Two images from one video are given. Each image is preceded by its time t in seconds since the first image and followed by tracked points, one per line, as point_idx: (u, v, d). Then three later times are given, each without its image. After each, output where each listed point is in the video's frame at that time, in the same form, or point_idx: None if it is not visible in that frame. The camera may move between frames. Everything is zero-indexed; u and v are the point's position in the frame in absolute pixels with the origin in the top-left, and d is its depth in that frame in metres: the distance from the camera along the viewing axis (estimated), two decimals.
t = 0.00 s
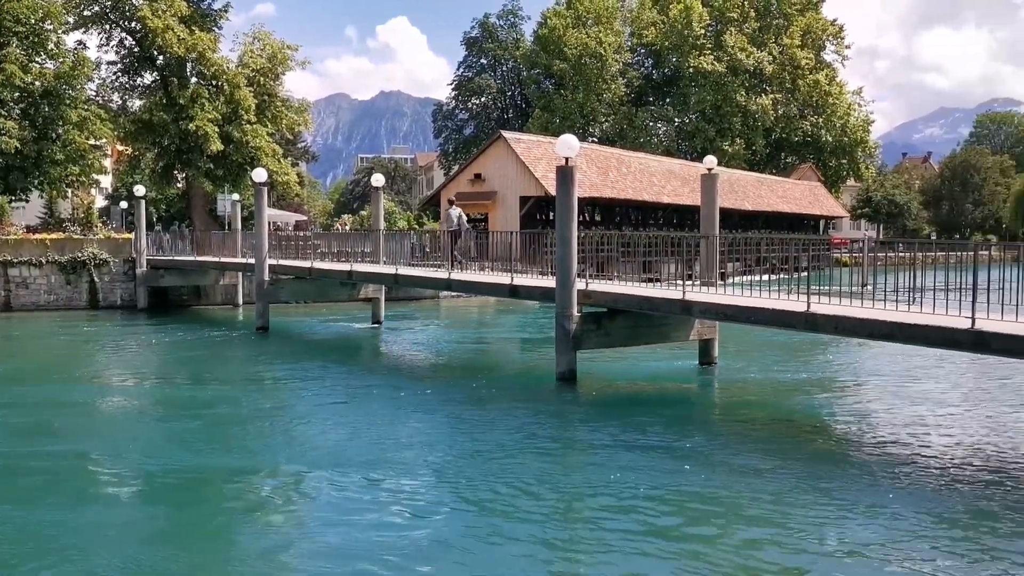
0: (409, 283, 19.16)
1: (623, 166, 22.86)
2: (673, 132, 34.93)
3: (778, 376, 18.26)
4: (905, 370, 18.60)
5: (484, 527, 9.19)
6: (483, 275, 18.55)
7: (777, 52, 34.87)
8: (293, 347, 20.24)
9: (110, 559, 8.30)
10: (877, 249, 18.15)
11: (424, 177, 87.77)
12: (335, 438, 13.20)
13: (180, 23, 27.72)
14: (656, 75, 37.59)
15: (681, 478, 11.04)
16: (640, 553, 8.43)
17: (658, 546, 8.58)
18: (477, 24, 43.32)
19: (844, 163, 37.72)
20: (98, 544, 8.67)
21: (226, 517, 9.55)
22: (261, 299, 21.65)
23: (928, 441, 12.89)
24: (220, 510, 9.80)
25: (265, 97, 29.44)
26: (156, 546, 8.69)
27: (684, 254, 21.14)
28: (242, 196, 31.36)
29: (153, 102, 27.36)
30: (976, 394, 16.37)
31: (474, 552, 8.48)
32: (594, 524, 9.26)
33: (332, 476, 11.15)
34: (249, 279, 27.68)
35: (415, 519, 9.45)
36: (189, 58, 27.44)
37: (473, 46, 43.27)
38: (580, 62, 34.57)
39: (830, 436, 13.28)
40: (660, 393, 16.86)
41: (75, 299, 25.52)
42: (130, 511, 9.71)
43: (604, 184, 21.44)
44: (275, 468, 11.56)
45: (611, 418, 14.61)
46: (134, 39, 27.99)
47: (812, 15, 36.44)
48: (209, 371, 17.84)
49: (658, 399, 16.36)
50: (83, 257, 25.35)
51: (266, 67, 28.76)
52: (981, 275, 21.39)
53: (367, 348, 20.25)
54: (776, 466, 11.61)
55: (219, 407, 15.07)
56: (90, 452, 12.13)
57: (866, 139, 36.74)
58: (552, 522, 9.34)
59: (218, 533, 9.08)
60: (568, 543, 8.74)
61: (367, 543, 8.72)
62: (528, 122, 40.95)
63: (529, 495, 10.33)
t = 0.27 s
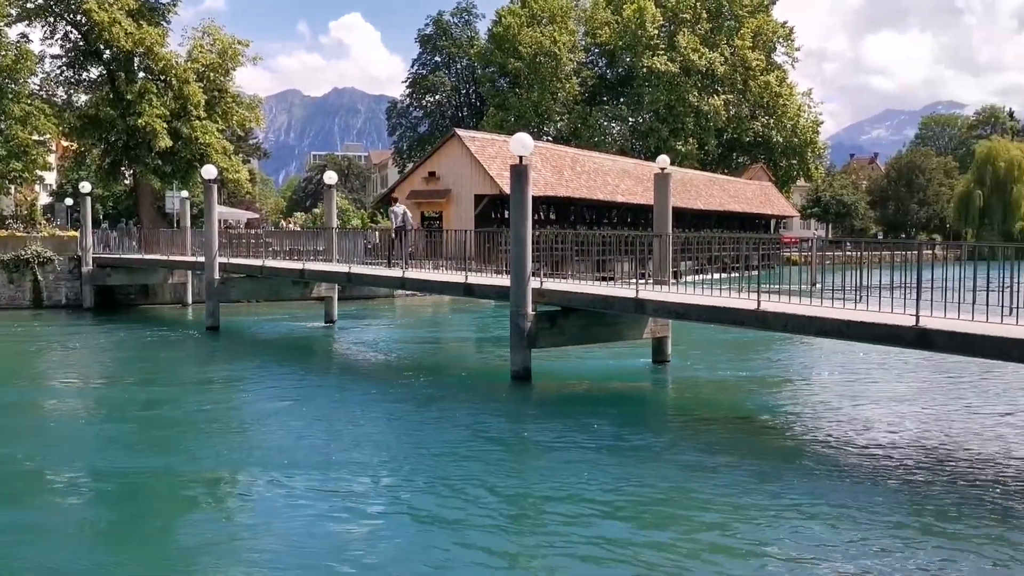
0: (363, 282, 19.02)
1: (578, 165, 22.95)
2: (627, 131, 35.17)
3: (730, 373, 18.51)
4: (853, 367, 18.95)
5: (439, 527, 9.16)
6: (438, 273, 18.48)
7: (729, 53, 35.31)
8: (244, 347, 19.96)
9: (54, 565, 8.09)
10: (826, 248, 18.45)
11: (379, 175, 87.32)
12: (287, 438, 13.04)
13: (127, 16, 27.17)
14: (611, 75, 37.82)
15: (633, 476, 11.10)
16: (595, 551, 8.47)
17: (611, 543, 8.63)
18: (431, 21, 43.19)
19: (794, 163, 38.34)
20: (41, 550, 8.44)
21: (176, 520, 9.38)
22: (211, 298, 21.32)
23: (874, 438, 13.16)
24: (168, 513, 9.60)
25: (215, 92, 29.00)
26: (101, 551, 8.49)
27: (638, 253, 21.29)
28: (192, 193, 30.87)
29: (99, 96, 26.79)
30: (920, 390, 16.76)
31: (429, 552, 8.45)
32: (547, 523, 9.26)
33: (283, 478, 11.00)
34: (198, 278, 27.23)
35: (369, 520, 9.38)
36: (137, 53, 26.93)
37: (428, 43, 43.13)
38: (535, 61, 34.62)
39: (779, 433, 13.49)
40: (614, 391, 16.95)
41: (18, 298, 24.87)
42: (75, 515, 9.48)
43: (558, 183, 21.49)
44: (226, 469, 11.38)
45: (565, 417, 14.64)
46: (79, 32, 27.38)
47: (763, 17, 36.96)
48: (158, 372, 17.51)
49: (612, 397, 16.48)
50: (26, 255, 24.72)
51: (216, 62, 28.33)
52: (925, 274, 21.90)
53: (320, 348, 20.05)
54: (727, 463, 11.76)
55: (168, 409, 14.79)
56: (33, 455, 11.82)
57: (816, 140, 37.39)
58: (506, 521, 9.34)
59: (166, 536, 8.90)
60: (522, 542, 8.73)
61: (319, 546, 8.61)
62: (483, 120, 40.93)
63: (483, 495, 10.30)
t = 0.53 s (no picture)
0: (327, 276, 18.88)
1: (544, 160, 22.96)
2: (593, 127, 35.24)
3: (695, 367, 18.65)
4: (816, 361, 19.18)
5: (404, 521, 9.10)
6: (404, 268, 18.40)
7: (693, 49, 35.59)
8: (208, 342, 19.74)
9: (12, 567, 7.91)
10: (789, 243, 18.63)
11: (344, 169, 86.93)
12: (251, 435, 12.91)
13: (85, 7, 26.72)
14: (576, 70, 37.92)
15: (599, 470, 11.13)
16: (562, 544, 8.48)
17: (577, 536, 8.63)
18: (396, 15, 43.00)
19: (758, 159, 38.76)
20: None
21: (136, 518, 9.22)
22: (173, 293, 21.05)
23: (836, 430, 13.32)
24: (131, 512, 9.44)
25: (176, 85, 28.64)
26: (60, 551, 8.32)
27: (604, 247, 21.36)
28: (152, 187, 30.47)
29: (57, 89, 26.32)
30: (881, 382, 17.02)
31: (395, 547, 8.39)
32: (515, 517, 9.25)
33: (247, 475, 10.89)
34: (160, 273, 26.87)
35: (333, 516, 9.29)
36: (96, 44, 26.51)
37: (393, 37, 42.96)
38: (501, 55, 34.60)
39: (742, 426, 13.61)
40: (581, 385, 16.99)
41: None
42: (34, 516, 9.28)
43: (525, 177, 21.49)
44: (189, 468, 11.21)
45: (532, 411, 14.65)
46: (36, 23, 26.87)
47: (726, 13, 37.23)
48: (119, 369, 17.24)
49: (579, 391, 16.53)
50: None
51: (178, 54, 27.99)
52: (885, 268, 22.22)
53: (285, 343, 19.89)
54: (691, 456, 11.83)
55: (129, 406, 14.55)
56: None
57: (779, 136, 37.82)
58: (472, 515, 9.31)
59: (129, 536, 8.74)
60: (489, 536, 8.71)
61: (286, 543, 8.52)
62: (448, 115, 40.88)
63: (450, 489, 10.27)
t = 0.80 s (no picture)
0: (293, 273, 18.75)
1: (511, 155, 22.96)
2: (560, 122, 35.25)
3: (662, 361, 18.79)
4: (781, 355, 19.40)
5: (370, 519, 9.07)
6: (371, 264, 18.33)
7: (659, 46, 35.80)
8: (172, 340, 19.52)
9: None
10: (754, 238, 18.81)
11: (310, 164, 86.27)
12: (215, 434, 12.80)
13: None
14: (544, 65, 37.93)
15: (565, 465, 11.18)
16: (528, 539, 8.52)
17: (543, 531, 8.67)
18: (362, 9, 42.77)
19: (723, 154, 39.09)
20: None
21: (98, 519, 9.09)
22: (136, 290, 20.79)
23: (799, 423, 13.49)
24: (93, 513, 9.32)
25: (138, 79, 28.26)
26: (21, 554, 8.18)
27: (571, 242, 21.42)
28: (114, 183, 30.06)
29: (15, 82, 25.85)
30: (844, 376, 17.27)
31: (361, 545, 8.35)
32: (482, 513, 9.26)
33: (211, 474, 10.78)
34: (122, 270, 26.51)
35: (299, 514, 9.23)
36: (55, 37, 26.07)
37: (359, 31, 42.72)
38: (468, 50, 34.52)
39: (707, 420, 13.73)
40: (549, 380, 17.05)
41: None
42: None
43: (492, 173, 21.48)
44: (153, 467, 11.08)
45: (500, 407, 14.67)
46: None
47: (692, 9, 37.43)
48: (80, 367, 16.99)
49: (546, 386, 16.59)
50: None
51: (139, 48, 27.63)
52: (847, 262, 22.53)
53: (250, 340, 19.73)
54: (656, 450, 11.91)
55: (91, 406, 14.35)
56: None
57: (744, 132, 38.18)
58: (439, 512, 9.29)
59: (92, 536, 8.63)
60: (457, 532, 8.72)
61: (252, 542, 8.46)
62: (415, 110, 40.75)
63: (417, 486, 10.26)
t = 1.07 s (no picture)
0: (257, 271, 18.57)
1: (477, 152, 22.92)
2: (526, 119, 35.58)
3: (628, 358, 18.88)
4: (744, 350, 19.61)
5: (334, 518, 8.99)
6: (335, 261, 18.21)
7: (624, 43, 36.02)
8: (133, 339, 19.27)
9: None
10: (718, 235, 18.97)
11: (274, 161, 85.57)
12: (176, 433, 12.65)
13: None
14: (509, 62, 37.80)
15: (530, 461, 11.21)
16: (495, 534, 8.52)
17: (508, 527, 8.67)
18: (326, 5, 42.47)
19: (687, 152, 39.43)
20: None
21: (56, 522, 8.91)
22: (96, 289, 20.48)
23: (762, 418, 13.60)
24: (52, 515, 9.15)
25: (97, 74, 27.85)
26: None
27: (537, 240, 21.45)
28: (72, 180, 29.59)
29: None
30: (805, 370, 17.49)
31: (325, 542, 8.27)
32: (447, 510, 9.26)
33: (173, 474, 10.65)
34: (81, 268, 26.09)
35: (263, 514, 9.12)
36: (11, 32, 25.59)
37: (323, 27, 42.42)
38: (432, 47, 34.43)
39: (671, 416, 13.81)
40: (515, 377, 17.07)
41: None
42: None
43: (458, 170, 21.44)
44: (113, 468, 10.92)
45: (466, 404, 14.66)
46: None
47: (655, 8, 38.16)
48: (39, 368, 16.67)
49: (512, 383, 16.58)
50: None
51: (98, 43, 27.23)
52: (808, 259, 22.84)
53: (213, 339, 19.54)
54: (620, 446, 11.94)
55: (50, 406, 14.10)
56: None
57: (707, 130, 38.55)
58: (404, 511, 9.22)
59: (51, 538, 8.48)
60: (422, 529, 8.70)
61: (215, 541, 8.37)
62: (380, 106, 40.59)
63: (382, 483, 10.22)
